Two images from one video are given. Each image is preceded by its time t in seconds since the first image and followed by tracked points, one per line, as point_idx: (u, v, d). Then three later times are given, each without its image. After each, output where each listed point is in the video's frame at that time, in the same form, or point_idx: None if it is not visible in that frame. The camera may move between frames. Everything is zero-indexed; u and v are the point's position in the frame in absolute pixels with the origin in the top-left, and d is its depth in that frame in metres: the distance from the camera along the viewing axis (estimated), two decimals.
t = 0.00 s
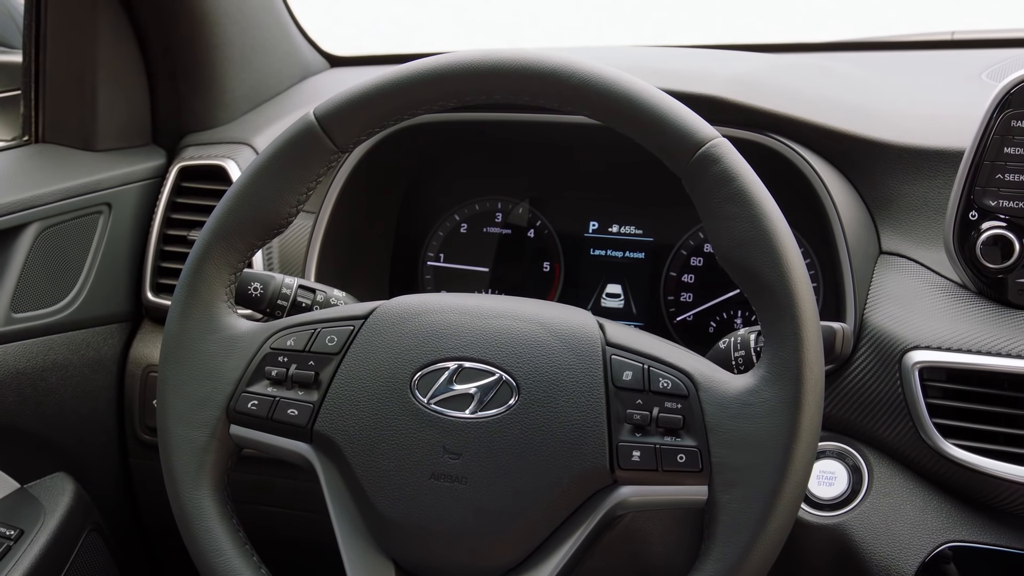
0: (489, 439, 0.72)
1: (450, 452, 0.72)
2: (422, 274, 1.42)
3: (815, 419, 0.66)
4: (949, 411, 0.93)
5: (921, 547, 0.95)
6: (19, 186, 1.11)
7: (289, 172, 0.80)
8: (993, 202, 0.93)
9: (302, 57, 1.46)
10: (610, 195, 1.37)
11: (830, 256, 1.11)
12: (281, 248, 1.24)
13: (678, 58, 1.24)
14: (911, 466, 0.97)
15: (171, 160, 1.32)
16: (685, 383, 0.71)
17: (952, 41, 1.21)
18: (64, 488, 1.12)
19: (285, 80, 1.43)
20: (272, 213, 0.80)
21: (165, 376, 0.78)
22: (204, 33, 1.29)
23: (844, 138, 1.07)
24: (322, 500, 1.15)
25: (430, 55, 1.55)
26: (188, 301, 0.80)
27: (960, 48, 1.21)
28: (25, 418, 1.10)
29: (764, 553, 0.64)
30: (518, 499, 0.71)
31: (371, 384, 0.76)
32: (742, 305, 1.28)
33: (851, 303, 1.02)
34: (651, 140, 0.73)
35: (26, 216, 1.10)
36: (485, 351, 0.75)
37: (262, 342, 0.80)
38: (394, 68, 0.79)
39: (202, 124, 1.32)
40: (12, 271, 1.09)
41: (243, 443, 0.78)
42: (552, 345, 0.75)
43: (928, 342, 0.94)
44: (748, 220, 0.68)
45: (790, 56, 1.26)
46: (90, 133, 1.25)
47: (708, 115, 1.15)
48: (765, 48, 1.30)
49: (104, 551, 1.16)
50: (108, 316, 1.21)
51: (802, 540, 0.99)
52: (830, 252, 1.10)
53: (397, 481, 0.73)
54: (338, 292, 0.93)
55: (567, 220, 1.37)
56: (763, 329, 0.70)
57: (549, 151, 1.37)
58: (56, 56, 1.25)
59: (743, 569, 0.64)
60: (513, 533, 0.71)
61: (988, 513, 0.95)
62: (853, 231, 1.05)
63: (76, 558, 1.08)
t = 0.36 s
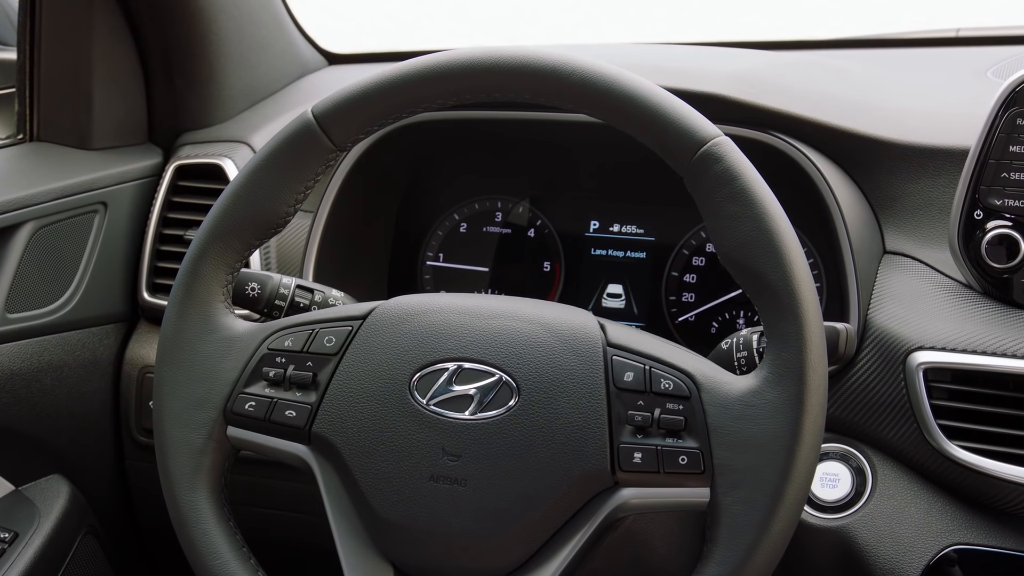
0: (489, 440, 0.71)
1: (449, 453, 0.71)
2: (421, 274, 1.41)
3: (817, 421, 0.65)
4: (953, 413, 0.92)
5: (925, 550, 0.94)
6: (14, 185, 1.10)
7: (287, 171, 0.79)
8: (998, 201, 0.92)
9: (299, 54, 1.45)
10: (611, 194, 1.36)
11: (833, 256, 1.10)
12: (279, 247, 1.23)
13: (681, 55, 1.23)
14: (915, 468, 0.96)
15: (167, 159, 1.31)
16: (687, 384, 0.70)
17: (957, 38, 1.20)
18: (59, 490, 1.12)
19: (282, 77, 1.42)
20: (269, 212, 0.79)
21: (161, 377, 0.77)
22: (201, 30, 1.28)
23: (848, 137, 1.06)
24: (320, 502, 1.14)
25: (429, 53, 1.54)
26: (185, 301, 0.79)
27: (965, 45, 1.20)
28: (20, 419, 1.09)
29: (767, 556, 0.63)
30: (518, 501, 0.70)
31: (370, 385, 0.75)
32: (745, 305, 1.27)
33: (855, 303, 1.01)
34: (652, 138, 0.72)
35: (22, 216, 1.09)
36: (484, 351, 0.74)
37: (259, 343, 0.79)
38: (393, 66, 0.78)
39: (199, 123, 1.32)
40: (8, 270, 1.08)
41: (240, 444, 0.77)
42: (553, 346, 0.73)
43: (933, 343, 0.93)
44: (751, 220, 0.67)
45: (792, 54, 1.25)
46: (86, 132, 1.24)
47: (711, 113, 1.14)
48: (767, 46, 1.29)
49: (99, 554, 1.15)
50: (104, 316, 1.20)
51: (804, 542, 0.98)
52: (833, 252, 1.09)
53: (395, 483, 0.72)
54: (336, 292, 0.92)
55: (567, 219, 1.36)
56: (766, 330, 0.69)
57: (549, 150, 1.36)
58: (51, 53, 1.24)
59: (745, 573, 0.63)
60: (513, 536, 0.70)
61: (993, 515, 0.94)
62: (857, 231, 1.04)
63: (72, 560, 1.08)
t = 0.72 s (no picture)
0: (489, 442, 0.70)
1: (448, 455, 0.70)
2: (420, 274, 1.40)
3: (821, 423, 0.64)
4: (959, 414, 0.91)
5: (930, 553, 0.92)
6: (8, 185, 1.09)
7: (284, 169, 0.78)
8: (1003, 201, 0.91)
9: (297, 52, 1.44)
10: (611, 193, 1.35)
11: (837, 255, 1.09)
12: (277, 246, 1.22)
13: (683, 53, 1.22)
14: (920, 470, 0.95)
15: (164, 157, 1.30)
16: (689, 385, 0.69)
17: (963, 35, 1.19)
18: (53, 492, 1.11)
19: (280, 75, 1.41)
20: (266, 212, 0.78)
21: (156, 378, 0.76)
22: (198, 27, 1.27)
23: (853, 135, 1.05)
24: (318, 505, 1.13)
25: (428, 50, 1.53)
26: (181, 301, 0.78)
27: (971, 42, 1.19)
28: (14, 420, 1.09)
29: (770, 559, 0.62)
30: (518, 504, 0.69)
31: (368, 387, 0.74)
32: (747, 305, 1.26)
33: (859, 304, 1.00)
34: (653, 137, 0.71)
35: (16, 215, 1.08)
36: (484, 352, 0.73)
37: (256, 343, 0.78)
38: (392, 64, 0.77)
39: (196, 122, 1.31)
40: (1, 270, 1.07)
41: (237, 446, 0.76)
42: (554, 347, 0.72)
43: (937, 344, 0.92)
44: (754, 219, 0.66)
45: (796, 51, 1.24)
46: (80, 131, 1.23)
47: (713, 112, 1.13)
48: (769, 44, 1.28)
49: (94, 557, 1.14)
50: (100, 317, 1.19)
51: (808, 546, 0.97)
52: (837, 251, 1.08)
53: (393, 485, 0.71)
54: (334, 292, 0.91)
55: (568, 218, 1.35)
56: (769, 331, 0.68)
57: (550, 149, 1.35)
58: (46, 51, 1.23)
59: None
60: (513, 540, 0.69)
61: (998, 518, 0.93)
62: (860, 230, 1.03)
63: (67, 564, 1.07)
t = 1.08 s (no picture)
0: (489, 444, 0.69)
1: (448, 458, 0.69)
2: (419, 274, 1.38)
3: (824, 425, 0.63)
4: (964, 415, 0.90)
5: (935, 557, 0.91)
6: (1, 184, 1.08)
7: (281, 168, 0.76)
8: (1010, 199, 0.90)
9: (295, 50, 1.43)
10: (613, 192, 1.34)
11: (841, 255, 1.08)
12: (274, 245, 1.20)
13: (685, 50, 1.21)
14: (925, 472, 0.94)
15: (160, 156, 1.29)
16: (691, 386, 0.68)
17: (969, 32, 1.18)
18: (47, 495, 1.10)
19: (276, 73, 1.39)
20: (263, 210, 0.77)
21: (152, 380, 0.75)
22: (194, 24, 1.26)
23: (857, 133, 1.04)
24: (317, 508, 1.12)
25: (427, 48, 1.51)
26: (177, 302, 0.76)
27: (977, 39, 1.17)
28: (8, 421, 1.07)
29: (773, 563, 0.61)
30: (518, 506, 0.68)
31: (366, 388, 0.73)
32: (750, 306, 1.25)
33: (864, 304, 0.99)
34: (655, 135, 0.70)
35: (9, 214, 1.07)
36: (484, 352, 0.72)
37: (253, 344, 0.77)
38: (390, 61, 0.76)
39: (192, 119, 1.29)
40: None
41: (234, 448, 0.75)
42: (555, 348, 0.71)
43: (942, 344, 0.91)
44: (757, 218, 0.65)
45: (799, 48, 1.23)
46: (74, 129, 1.22)
47: (715, 110, 1.12)
48: (773, 41, 1.27)
49: (88, 560, 1.13)
50: (95, 317, 1.18)
51: (812, 549, 0.95)
52: (841, 251, 1.07)
53: (391, 488, 0.70)
54: (332, 293, 0.90)
55: (568, 218, 1.34)
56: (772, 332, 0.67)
57: (551, 148, 1.34)
58: (39, 48, 1.22)
59: None
60: (513, 543, 0.68)
61: (1004, 521, 0.92)
62: (865, 230, 1.02)
63: (61, 566, 1.06)
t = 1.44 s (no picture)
0: (488, 446, 0.68)
1: (447, 460, 0.68)
2: (419, 274, 1.38)
3: (827, 426, 0.62)
4: (969, 417, 0.89)
5: (940, 560, 0.90)
6: None
7: (279, 166, 0.76)
8: (1015, 198, 0.88)
9: (292, 48, 1.41)
10: (613, 191, 1.33)
11: (845, 254, 1.07)
12: (272, 245, 1.20)
13: (687, 48, 1.20)
14: (930, 474, 0.93)
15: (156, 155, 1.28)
16: (693, 387, 0.67)
17: (974, 29, 1.17)
18: (42, 498, 1.10)
19: (274, 71, 1.38)
20: (261, 210, 0.76)
21: (148, 381, 0.74)
22: (191, 22, 1.25)
23: (861, 132, 1.03)
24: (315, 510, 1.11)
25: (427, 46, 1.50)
26: (174, 302, 0.75)
27: (982, 36, 1.16)
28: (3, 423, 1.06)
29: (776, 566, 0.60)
30: (518, 509, 0.67)
31: (365, 389, 0.72)
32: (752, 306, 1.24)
33: (868, 304, 0.98)
34: (656, 134, 0.69)
35: (3, 213, 1.06)
36: (484, 353, 0.71)
37: (250, 345, 0.76)
38: (388, 59, 0.75)
39: (189, 118, 1.28)
40: None
41: (231, 450, 0.74)
42: (556, 349, 0.70)
43: (946, 345, 0.90)
44: (760, 218, 0.64)
45: (802, 46, 1.22)
46: (69, 128, 1.22)
47: (716, 108, 1.11)
48: (776, 38, 1.26)
49: (84, 564, 1.12)
50: (91, 318, 1.17)
51: (815, 551, 0.94)
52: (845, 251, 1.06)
53: (390, 491, 0.69)
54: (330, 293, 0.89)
55: (569, 217, 1.33)
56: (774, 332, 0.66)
57: (551, 146, 1.33)
58: (34, 46, 1.22)
59: None
60: (513, 547, 0.67)
61: (1010, 524, 0.91)
62: (868, 229, 1.01)
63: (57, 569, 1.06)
